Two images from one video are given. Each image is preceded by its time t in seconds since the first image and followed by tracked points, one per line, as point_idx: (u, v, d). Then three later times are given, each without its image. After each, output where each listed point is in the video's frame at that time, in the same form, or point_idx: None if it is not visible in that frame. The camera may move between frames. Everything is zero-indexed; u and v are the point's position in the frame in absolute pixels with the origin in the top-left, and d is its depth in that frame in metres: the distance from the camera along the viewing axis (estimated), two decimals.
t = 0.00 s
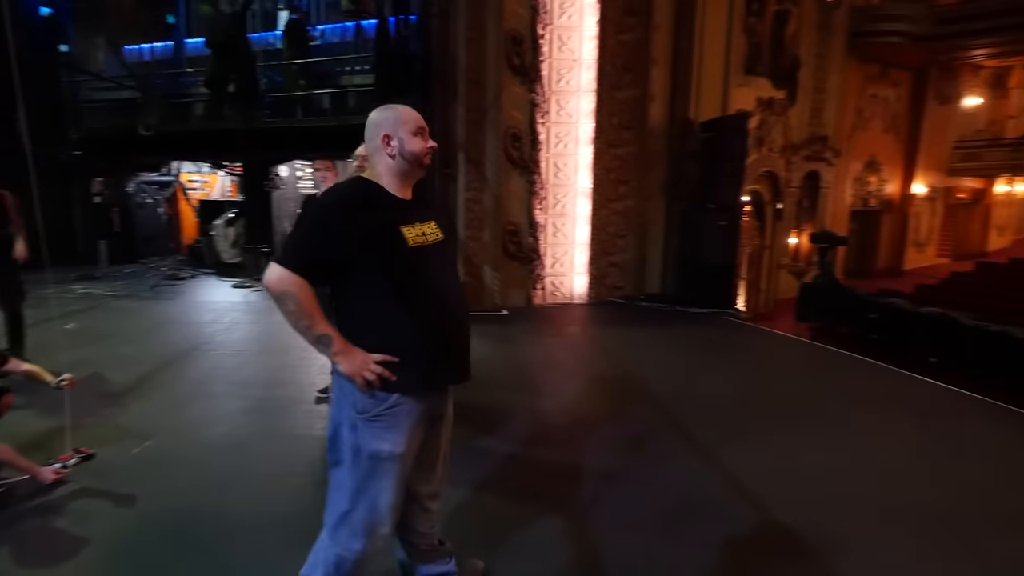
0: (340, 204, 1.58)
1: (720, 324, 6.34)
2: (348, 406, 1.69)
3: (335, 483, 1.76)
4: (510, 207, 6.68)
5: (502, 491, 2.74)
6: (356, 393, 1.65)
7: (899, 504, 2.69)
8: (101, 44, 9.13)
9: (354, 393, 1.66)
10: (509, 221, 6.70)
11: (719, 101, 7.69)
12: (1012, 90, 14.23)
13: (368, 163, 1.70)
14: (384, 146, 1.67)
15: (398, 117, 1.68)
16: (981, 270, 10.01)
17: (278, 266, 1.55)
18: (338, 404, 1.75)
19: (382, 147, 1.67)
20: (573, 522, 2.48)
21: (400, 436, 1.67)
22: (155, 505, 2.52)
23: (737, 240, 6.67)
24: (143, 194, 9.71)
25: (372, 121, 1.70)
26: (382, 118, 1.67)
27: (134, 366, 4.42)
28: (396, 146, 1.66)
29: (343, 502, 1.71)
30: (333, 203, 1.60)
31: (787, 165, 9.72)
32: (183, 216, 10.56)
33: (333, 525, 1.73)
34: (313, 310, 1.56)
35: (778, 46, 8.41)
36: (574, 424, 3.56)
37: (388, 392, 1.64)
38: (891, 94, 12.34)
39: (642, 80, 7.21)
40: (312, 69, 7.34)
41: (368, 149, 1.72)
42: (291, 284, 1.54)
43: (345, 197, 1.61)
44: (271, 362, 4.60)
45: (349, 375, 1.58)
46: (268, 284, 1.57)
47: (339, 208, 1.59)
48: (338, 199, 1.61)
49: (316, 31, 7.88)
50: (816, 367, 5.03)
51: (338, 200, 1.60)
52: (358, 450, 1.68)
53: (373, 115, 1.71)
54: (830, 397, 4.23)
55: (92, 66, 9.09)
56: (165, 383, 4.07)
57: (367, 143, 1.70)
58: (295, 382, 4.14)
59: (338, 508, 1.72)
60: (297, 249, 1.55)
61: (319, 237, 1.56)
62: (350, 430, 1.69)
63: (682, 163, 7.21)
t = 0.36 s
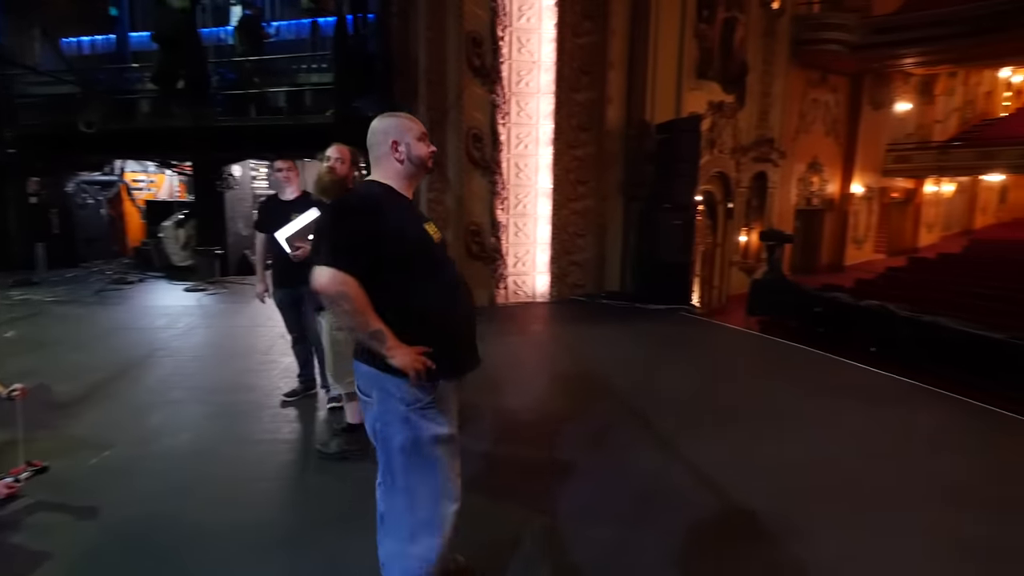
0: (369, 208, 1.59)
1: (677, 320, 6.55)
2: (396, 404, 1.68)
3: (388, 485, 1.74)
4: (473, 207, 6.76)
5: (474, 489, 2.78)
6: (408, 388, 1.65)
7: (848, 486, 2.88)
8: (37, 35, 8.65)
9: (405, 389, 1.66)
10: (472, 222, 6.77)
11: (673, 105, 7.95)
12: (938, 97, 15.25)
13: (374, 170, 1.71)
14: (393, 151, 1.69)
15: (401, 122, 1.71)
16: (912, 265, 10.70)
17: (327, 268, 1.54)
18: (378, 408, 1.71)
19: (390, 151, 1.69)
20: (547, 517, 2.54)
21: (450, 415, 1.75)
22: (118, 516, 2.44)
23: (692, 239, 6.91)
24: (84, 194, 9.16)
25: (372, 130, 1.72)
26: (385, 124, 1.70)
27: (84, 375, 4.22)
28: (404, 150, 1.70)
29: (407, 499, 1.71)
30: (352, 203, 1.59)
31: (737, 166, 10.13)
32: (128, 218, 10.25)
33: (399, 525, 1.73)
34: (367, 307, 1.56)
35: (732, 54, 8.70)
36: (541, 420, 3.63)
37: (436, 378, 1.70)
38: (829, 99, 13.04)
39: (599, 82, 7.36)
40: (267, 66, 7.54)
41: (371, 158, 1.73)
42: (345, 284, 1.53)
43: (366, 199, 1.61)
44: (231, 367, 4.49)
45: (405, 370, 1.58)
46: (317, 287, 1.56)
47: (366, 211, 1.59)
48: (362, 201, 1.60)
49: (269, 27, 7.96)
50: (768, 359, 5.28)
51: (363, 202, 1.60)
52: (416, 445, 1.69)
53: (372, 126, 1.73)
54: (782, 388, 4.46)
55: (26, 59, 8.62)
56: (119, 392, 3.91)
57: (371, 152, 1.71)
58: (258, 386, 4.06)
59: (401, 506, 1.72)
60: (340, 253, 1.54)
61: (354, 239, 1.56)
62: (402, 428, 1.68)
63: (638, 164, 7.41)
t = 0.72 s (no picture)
0: (393, 204, 1.57)
1: (643, 317, 6.72)
2: (425, 395, 1.62)
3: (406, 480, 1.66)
4: (440, 207, 6.84)
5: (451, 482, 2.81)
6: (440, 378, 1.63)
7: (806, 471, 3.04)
8: None
9: (434, 379, 1.63)
10: (439, 221, 6.85)
11: (636, 106, 8.12)
12: (881, 102, 16.07)
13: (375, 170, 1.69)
14: (400, 152, 1.69)
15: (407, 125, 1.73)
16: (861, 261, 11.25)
17: (408, 260, 1.53)
18: (399, 401, 1.62)
19: (399, 153, 1.69)
20: (522, 507, 2.60)
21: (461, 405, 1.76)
22: (85, 523, 2.38)
23: (655, 238, 7.10)
24: (28, 194, 8.70)
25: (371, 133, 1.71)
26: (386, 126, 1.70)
27: (37, 382, 4.04)
28: (414, 150, 1.72)
29: (431, 493, 1.67)
30: (369, 209, 1.59)
31: (697, 166, 10.44)
32: (77, 219, 9.77)
33: (419, 520, 1.68)
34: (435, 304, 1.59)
35: (691, 56, 9.07)
36: (514, 417, 3.68)
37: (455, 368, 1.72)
38: (782, 102, 13.59)
39: (564, 83, 7.45)
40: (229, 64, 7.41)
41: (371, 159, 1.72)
42: (428, 278, 1.55)
43: (386, 195, 1.59)
44: (194, 370, 4.38)
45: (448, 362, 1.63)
46: (399, 277, 1.53)
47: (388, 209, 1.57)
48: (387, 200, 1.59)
49: (231, 23, 7.81)
50: (729, 353, 5.48)
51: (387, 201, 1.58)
52: (440, 436, 1.65)
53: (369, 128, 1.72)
54: (744, 380, 4.65)
55: None
56: (77, 398, 3.76)
57: (373, 153, 1.70)
58: (225, 389, 3.98)
59: (425, 501, 1.66)
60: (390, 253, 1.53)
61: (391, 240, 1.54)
62: (431, 420, 1.63)
63: (603, 164, 7.56)
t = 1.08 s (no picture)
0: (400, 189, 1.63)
1: (611, 313, 6.88)
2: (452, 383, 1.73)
3: (423, 467, 1.73)
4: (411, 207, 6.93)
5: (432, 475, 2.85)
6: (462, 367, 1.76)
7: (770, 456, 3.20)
8: None
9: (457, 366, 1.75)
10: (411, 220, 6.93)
11: (601, 106, 8.28)
12: (832, 105, 16.80)
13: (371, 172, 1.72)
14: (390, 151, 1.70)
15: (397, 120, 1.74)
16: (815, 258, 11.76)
17: (485, 257, 1.67)
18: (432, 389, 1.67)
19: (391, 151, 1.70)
20: (502, 496, 2.67)
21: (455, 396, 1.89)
22: (59, 528, 2.33)
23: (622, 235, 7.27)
24: None
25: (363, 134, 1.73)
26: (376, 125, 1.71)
27: None
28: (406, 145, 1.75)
29: (446, 479, 1.75)
30: (408, 211, 1.61)
31: (660, 166, 10.71)
32: (26, 219, 9.38)
33: (429, 509, 1.74)
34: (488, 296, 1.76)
35: (653, 60, 9.32)
36: (490, 413, 3.73)
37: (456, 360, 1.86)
38: (740, 104, 14.07)
39: (531, 84, 7.53)
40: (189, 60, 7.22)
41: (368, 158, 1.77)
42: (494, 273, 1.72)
43: (414, 196, 1.63)
44: (161, 372, 4.29)
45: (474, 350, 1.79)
46: (478, 272, 1.65)
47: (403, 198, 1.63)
48: (410, 191, 1.64)
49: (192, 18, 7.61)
50: (695, 346, 5.67)
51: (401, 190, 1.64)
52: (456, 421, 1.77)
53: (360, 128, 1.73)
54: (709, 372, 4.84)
55: None
56: (36, 404, 3.63)
57: (366, 156, 1.71)
58: (194, 391, 3.90)
59: (441, 486, 1.74)
60: (464, 252, 1.62)
61: (452, 236, 1.62)
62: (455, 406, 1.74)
63: (570, 163, 7.68)
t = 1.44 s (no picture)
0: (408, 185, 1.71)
1: (585, 311, 7.02)
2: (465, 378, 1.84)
3: (436, 463, 1.85)
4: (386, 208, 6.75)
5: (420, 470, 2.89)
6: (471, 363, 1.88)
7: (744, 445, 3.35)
8: None
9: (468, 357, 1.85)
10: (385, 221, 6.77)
11: (574, 108, 8.40)
12: (793, 108, 17.39)
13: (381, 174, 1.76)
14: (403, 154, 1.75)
15: (410, 122, 1.80)
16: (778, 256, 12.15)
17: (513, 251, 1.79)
18: (457, 386, 1.79)
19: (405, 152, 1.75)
20: (489, 488, 2.74)
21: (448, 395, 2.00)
22: (40, 534, 2.29)
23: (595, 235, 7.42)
24: None
25: (373, 137, 1.75)
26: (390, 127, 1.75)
27: None
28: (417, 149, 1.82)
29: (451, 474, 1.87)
30: (441, 212, 1.70)
31: (631, 166, 10.92)
32: None
33: (439, 506, 1.84)
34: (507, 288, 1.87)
35: (621, 63, 9.52)
36: (473, 409, 3.80)
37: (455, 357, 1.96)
38: (706, 107, 14.44)
39: (504, 85, 7.60)
40: (155, 56, 6.99)
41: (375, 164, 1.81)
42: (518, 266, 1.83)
43: (447, 199, 1.72)
44: (134, 376, 4.20)
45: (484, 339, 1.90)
46: (509, 266, 1.76)
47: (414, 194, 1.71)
48: (422, 188, 1.72)
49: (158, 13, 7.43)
50: (667, 342, 5.85)
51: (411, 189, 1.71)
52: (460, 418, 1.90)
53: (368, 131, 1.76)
54: (681, 367, 5.01)
55: None
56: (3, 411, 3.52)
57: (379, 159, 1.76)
58: (170, 395, 3.84)
59: (448, 480, 1.86)
60: (490, 249, 1.76)
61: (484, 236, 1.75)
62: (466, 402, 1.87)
63: (544, 164, 7.79)
